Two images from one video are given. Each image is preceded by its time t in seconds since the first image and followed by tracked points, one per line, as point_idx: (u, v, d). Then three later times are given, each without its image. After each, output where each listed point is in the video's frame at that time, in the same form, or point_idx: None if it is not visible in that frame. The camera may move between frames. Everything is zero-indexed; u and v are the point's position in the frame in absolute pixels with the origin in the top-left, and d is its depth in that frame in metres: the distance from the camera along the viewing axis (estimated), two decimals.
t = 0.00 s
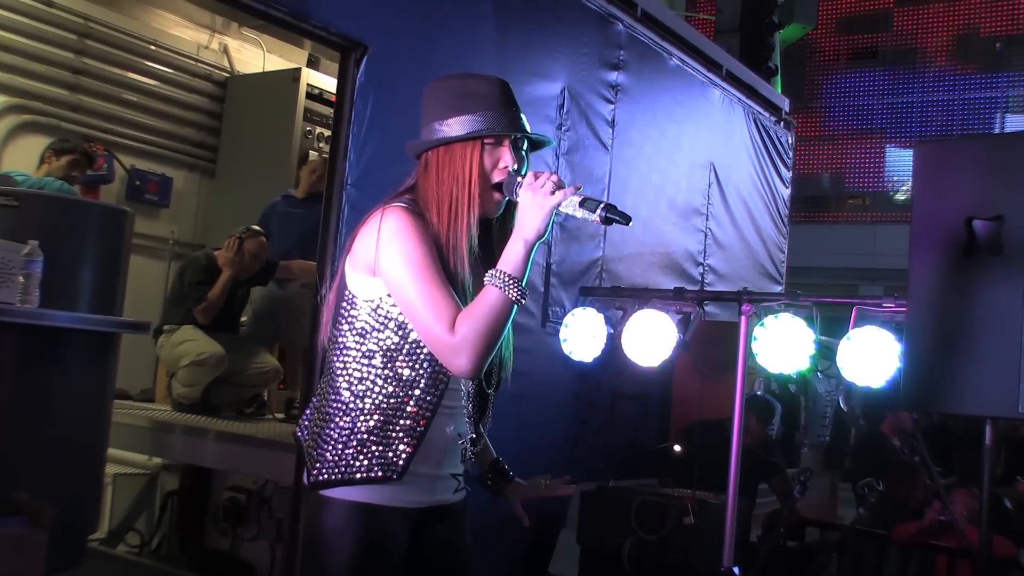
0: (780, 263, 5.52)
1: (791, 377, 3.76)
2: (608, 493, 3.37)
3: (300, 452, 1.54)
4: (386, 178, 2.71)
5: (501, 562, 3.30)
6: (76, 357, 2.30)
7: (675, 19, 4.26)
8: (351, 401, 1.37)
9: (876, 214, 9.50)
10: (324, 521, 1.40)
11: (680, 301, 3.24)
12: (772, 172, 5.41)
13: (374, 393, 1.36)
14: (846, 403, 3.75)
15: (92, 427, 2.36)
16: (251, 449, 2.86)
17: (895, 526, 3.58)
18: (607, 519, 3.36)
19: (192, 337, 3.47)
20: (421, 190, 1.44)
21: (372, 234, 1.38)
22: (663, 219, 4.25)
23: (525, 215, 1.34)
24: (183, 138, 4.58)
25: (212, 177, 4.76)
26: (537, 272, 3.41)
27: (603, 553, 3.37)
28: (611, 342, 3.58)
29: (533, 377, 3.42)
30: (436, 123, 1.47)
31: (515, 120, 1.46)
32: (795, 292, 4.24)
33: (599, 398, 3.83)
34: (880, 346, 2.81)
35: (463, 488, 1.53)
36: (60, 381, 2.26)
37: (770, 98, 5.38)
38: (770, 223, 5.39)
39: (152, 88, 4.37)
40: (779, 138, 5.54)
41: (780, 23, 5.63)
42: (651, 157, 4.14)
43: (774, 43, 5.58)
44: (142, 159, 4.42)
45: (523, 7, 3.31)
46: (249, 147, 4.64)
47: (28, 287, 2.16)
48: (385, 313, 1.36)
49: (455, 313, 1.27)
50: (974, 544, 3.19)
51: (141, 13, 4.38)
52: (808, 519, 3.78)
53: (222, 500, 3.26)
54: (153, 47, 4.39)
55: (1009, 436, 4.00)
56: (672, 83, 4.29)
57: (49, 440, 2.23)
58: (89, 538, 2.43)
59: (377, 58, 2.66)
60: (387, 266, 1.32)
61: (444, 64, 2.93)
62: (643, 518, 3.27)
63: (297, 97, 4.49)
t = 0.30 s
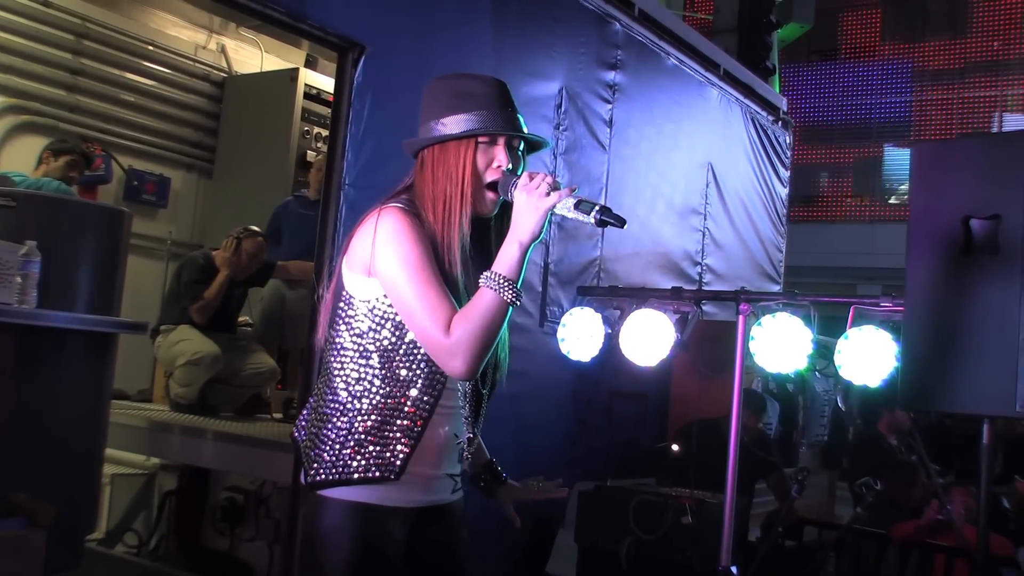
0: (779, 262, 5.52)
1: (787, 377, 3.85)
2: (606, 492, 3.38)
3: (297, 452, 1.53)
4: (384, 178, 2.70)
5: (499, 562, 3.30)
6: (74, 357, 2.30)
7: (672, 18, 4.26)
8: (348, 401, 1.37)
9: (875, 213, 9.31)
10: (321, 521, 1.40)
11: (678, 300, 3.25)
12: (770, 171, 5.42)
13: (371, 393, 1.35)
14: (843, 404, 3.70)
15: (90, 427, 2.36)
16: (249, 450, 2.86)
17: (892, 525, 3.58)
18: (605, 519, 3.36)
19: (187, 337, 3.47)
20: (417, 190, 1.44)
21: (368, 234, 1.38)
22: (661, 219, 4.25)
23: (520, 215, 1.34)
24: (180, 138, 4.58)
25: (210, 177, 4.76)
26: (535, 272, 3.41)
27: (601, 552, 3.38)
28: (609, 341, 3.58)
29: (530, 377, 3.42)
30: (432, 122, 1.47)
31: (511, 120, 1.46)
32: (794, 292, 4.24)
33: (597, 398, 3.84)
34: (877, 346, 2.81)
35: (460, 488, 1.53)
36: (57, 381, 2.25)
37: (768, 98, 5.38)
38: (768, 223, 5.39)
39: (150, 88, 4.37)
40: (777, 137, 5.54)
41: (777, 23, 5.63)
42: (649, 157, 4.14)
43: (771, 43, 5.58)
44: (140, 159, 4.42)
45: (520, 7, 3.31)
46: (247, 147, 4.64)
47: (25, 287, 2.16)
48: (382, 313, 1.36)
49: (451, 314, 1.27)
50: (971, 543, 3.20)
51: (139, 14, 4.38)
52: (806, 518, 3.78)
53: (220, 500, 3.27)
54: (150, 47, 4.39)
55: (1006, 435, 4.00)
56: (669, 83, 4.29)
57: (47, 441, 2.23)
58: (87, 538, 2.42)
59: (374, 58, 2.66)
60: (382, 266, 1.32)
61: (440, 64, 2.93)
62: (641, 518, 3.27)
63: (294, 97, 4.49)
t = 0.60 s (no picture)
0: (778, 263, 5.52)
1: (785, 377, 3.86)
2: (605, 493, 3.38)
3: (296, 454, 1.53)
4: (383, 179, 2.71)
5: (498, 562, 3.31)
6: (73, 357, 2.30)
7: (671, 19, 4.26)
8: (347, 402, 1.37)
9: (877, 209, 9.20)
10: (320, 522, 1.40)
11: (677, 301, 3.25)
12: (769, 172, 5.42)
13: (369, 394, 1.36)
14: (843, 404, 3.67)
15: (90, 428, 2.36)
16: (250, 451, 2.86)
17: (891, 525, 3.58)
18: (604, 519, 3.36)
19: (187, 336, 3.47)
20: (416, 190, 1.44)
21: (367, 235, 1.38)
22: (660, 220, 4.26)
23: (518, 215, 1.34)
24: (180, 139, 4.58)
25: (209, 177, 4.76)
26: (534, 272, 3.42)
27: (601, 553, 3.38)
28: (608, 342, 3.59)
29: (529, 378, 3.42)
30: (431, 123, 1.47)
31: (510, 120, 1.46)
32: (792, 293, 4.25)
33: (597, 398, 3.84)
34: (875, 347, 2.81)
35: (459, 489, 1.53)
36: (56, 382, 2.25)
37: (767, 98, 5.39)
38: (767, 224, 5.40)
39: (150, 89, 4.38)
40: (776, 138, 5.55)
41: (777, 23, 5.63)
42: (648, 158, 4.15)
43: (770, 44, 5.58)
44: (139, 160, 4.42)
45: (519, 7, 3.31)
46: (247, 147, 4.64)
47: (25, 287, 2.16)
48: (381, 314, 1.36)
49: (449, 314, 1.27)
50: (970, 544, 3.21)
51: (139, 14, 4.39)
52: (805, 519, 3.79)
53: (220, 501, 3.27)
54: (149, 48, 4.39)
55: (1005, 435, 4.00)
56: (668, 83, 4.29)
57: (46, 442, 2.23)
58: (86, 539, 2.42)
59: (373, 58, 2.66)
60: (381, 267, 1.32)
61: (440, 65, 2.94)
62: (640, 518, 3.27)
63: (293, 98, 4.50)
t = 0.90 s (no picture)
0: (777, 264, 5.52)
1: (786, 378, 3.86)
2: (605, 494, 3.38)
3: (295, 455, 1.53)
4: (383, 179, 2.71)
5: (497, 562, 3.31)
6: (72, 357, 2.30)
7: (671, 19, 4.26)
8: (346, 402, 1.37)
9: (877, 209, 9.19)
10: (320, 523, 1.40)
11: (676, 301, 3.25)
12: (768, 173, 5.42)
13: (369, 394, 1.36)
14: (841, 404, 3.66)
15: (89, 428, 2.36)
16: (249, 451, 2.86)
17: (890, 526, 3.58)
18: (603, 519, 3.36)
19: (187, 336, 3.47)
20: (414, 192, 1.45)
21: (365, 236, 1.38)
22: (660, 220, 4.26)
23: (516, 215, 1.34)
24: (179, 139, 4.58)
25: (209, 178, 4.76)
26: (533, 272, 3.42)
27: (601, 553, 3.38)
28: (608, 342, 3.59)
29: (529, 378, 3.42)
30: (430, 124, 1.46)
31: (509, 122, 1.45)
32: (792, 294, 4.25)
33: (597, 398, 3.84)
34: (875, 347, 2.82)
35: (459, 489, 1.53)
36: (56, 382, 2.25)
37: (766, 99, 5.38)
38: (767, 224, 5.40)
39: (150, 90, 4.38)
40: (776, 139, 5.54)
41: (776, 24, 5.63)
42: (647, 158, 4.15)
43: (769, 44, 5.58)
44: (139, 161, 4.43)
45: (518, 7, 3.31)
46: (246, 148, 4.64)
47: (25, 288, 2.16)
48: (379, 315, 1.37)
49: (448, 314, 1.27)
50: (968, 544, 3.21)
51: (138, 15, 4.39)
52: (805, 520, 3.79)
53: (219, 501, 3.27)
54: (149, 48, 4.39)
55: (1004, 436, 4.01)
56: (667, 83, 4.28)
57: (46, 443, 2.24)
58: (85, 539, 2.42)
59: (372, 59, 2.66)
60: (379, 268, 1.32)
61: (439, 65, 2.94)
62: (640, 519, 3.27)
63: (292, 98, 4.50)
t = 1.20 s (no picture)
0: (778, 265, 5.51)
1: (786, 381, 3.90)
2: (605, 495, 3.38)
3: (295, 456, 1.53)
4: (384, 180, 2.71)
5: (498, 564, 3.31)
6: (73, 358, 2.30)
7: (671, 20, 4.26)
8: (346, 403, 1.37)
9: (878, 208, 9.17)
10: (320, 524, 1.40)
11: (677, 302, 3.25)
12: (768, 172, 5.41)
13: (368, 395, 1.36)
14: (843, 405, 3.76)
15: (91, 428, 2.36)
16: (250, 452, 2.87)
17: (890, 527, 3.58)
18: (604, 521, 3.36)
19: (187, 337, 3.47)
20: (413, 193, 1.44)
21: (363, 237, 1.38)
22: (660, 221, 4.26)
23: (515, 223, 1.35)
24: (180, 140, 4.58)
25: (210, 179, 4.76)
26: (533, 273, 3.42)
27: (602, 554, 3.38)
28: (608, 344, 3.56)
29: (529, 379, 3.42)
30: (432, 125, 1.45)
31: (511, 131, 1.44)
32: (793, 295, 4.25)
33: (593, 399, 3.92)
34: (875, 348, 2.81)
35: (458, 490, 1.53)
36: (57, 383, 2.26)
37: (766, 100, 5.38)
38: (767, 225, 5.39)
39: (151, 91, 4.38)
40: (776, 139, 5.53)
41: (776, 25, 5.63)
42: (648, 159, 4.15)
43: (770, 46, 5.58)
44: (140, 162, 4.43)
45: (519, 9, 3.31)
46: (247, 149, 4.64)
47: (25, 289, 2.17)
48: (378, 316, 1.37)
49: (444, 318, 1.28)
50: (968, 545, 3.22)
51: (139, 16, 4.39)
52: (806, 521, 3.78)
53: (220, 502, 3.27)
54: (150, 50, 4.39)
55: (1005, 437, 4.00)
56: (668, 85, 4.28)
57: (47, 444, 2.24)
58: (86, 540, 2.42)
59: (373, 60, 2.67)
60: (377, 269, 1.32)
61: (441, 67, 2.94)
62: (640, 520, 3.27)
63: (294, 99, 4.51)
